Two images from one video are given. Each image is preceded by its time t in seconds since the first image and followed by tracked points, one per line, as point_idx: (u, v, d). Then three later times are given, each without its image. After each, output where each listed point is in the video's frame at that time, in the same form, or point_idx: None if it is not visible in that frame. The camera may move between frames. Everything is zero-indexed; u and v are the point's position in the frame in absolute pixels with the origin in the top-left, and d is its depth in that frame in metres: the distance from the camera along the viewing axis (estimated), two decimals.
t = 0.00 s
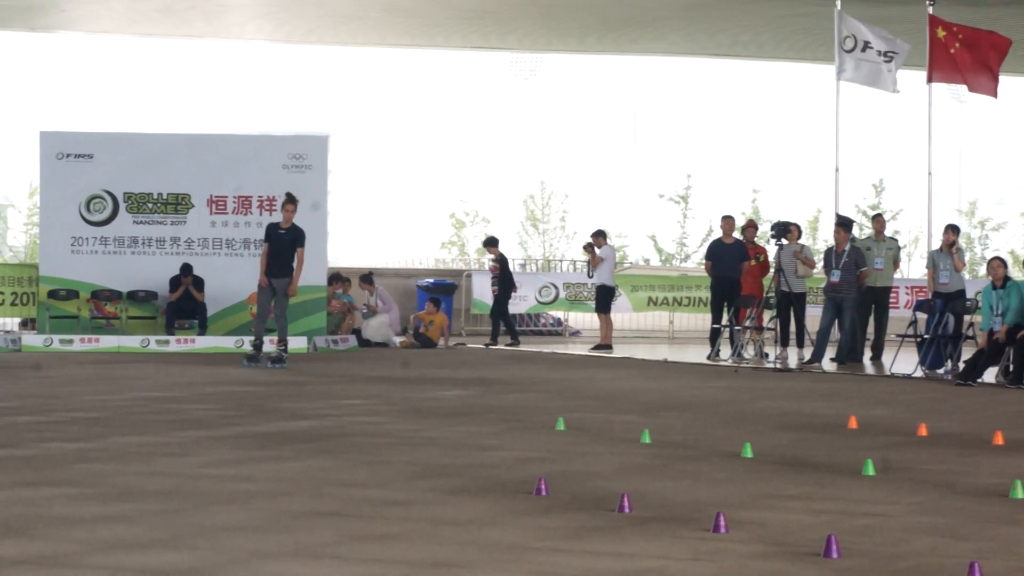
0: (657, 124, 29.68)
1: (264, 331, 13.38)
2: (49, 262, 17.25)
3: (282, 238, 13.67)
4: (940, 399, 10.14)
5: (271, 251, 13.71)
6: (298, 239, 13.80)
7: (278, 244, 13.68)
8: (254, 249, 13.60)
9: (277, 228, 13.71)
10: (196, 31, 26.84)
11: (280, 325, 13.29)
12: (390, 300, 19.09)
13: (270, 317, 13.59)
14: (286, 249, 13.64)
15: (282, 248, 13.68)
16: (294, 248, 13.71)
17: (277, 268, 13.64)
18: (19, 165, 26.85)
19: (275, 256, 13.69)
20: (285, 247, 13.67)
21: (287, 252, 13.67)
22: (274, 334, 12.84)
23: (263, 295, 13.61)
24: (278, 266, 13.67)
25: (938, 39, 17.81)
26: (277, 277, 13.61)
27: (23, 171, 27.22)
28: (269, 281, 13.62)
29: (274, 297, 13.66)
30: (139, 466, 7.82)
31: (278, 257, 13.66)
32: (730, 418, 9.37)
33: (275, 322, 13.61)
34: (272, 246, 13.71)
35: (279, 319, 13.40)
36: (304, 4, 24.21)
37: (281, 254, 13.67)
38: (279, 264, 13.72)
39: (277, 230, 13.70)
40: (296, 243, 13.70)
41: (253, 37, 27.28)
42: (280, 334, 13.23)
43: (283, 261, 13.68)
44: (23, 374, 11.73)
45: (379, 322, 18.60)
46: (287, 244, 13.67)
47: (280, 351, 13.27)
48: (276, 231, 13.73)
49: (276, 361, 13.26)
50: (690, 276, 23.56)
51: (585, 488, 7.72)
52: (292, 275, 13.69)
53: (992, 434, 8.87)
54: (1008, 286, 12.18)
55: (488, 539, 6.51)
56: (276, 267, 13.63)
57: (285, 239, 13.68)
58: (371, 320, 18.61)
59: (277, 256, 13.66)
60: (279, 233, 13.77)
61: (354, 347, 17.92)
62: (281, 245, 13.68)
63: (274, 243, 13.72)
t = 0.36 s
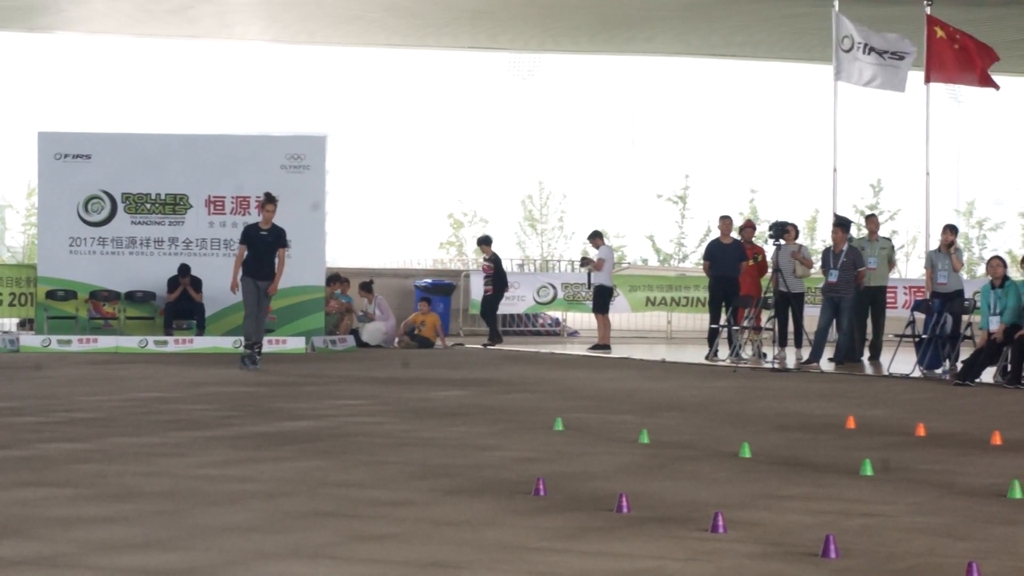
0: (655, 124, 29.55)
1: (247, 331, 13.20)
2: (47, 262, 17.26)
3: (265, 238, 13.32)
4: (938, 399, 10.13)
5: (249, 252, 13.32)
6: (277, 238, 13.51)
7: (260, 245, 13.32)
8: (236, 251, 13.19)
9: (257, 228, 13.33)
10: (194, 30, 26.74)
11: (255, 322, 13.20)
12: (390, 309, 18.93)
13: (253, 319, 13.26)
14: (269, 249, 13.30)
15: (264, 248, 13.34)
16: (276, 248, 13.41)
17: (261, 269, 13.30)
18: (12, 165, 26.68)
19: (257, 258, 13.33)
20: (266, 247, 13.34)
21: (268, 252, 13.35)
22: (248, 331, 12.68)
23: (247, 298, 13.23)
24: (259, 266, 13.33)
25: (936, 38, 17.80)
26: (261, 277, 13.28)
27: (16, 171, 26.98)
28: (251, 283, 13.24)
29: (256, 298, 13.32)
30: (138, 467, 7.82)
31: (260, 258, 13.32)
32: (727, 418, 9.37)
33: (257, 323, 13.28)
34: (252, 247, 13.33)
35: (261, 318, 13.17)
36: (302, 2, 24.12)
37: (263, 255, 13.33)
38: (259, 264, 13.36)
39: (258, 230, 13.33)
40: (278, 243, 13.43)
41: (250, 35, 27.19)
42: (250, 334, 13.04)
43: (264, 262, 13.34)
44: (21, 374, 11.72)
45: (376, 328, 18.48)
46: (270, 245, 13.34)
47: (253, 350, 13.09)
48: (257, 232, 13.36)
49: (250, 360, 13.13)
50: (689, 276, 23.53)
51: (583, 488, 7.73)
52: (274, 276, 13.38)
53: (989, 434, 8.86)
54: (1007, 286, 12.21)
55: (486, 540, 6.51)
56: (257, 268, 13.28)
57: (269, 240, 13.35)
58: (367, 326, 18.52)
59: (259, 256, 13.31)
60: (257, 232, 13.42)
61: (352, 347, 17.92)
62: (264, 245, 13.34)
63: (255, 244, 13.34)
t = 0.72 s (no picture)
0: (653, 124, 29.62)
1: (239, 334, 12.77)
2: (45, 262, 17.27)
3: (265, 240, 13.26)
4: (936, 399, 10.12)
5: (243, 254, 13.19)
6: (270, 239, 13.40)
7: (255, 246, 13.20)
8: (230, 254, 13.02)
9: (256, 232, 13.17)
10: (193, 30, 26.83)
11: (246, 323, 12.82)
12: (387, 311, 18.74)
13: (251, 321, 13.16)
14: (263, 251, 13.20)
15: (258, 249, 13.22)
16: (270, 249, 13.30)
17: (257, 271, 13.20)
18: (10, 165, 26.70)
19: (252, 260, 13.21)
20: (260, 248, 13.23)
21: (262, 254, 13.24)
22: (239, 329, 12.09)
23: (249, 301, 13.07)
24: (254, 268, 13.22)
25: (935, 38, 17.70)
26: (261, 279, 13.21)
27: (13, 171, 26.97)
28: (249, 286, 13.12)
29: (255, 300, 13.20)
30: (136, 467, 7.81)
31: (256, 260, 13.21)
32: (726, 418, 9.35)
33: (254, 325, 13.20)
34: (246, 249, 13.19)
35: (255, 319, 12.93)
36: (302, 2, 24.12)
37: (257, 257, 13.22)
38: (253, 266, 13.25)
39: (251, 232, 13.20)
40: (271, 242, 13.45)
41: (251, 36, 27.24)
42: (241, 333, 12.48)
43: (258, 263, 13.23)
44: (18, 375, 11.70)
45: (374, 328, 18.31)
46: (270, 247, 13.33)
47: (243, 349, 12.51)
48: (250, 234, 13.22)
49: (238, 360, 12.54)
50: (687, 276, 23.58)
51: (581, 488, 7.72)
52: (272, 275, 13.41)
53: (988, 434, 8.85)
54: (1008, 286, 12.24)
55: (483, 539, 6.50)
56: (253, 271, 13.18)
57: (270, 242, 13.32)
58: (365, 325, 18.31)
59: (255, 258, 13.18)
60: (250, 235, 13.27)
61: (350, 348, 17.94)
62: (259, 247, 13.22)
63: (249, 246, 13.21)
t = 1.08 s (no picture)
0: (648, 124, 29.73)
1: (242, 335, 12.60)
2: (41, 261, 17.28)
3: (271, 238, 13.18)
4: (931, 399, 10.13)
5: (249, 254, 12.98)
6: (275, 237, 13.27)
7: (264, 246, 13.04)
8: (242, 254, 12.74)
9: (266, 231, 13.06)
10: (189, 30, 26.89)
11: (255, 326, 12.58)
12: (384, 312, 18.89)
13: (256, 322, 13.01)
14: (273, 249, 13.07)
15: (267, 248, 13.08)
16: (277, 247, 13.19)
17: (265, 271, 13.06)
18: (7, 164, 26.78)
19: (261, 259, 13.04)
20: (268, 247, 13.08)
21: (269, 253, 13.09)
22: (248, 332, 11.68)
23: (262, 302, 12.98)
24: (262, 267, 13.07)
25: (928, 38, 17.81)
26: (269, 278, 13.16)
27: (9, 170, 27.02)
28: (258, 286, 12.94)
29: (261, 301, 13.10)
30: (131, 467, 7.82)
31: (263, 260, 13.05)
32: (721, 417, 9.36)
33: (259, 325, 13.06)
34: (255, 248, 12.99)
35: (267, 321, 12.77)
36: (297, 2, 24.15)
37: (265, 256, 13.06)
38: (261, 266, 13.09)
39: (261, 231, 13.02)
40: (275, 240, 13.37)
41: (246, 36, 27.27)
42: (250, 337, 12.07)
43: (265, 263, 13.09)
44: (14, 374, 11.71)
45: (368, 326, 18.41)
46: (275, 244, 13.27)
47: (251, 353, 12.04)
48: (260, 233, 13.04)
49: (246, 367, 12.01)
50: (681, 275, 23.56)
51: (577, 488, 7.73)
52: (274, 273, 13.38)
53: (983, 434, 8.85)
54: (1002, 285, 12.22)
55: (478, 539, 6.51)
56: (261, 271, 13.01)
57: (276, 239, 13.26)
58: (360, 324, 18.47)
59: (263, 258, 13.02)
60: (259, 233, 13.10)
61: (345, 348, 17.95)
62: (268, 246, 13.07)
63: (259, 245, 13.04)
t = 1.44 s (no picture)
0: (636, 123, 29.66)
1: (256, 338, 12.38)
2: (27, 261, 17.26)
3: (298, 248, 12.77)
4: (918, 397, 10.14)
5: (276, 258, 12.70)
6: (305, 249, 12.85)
7: (292, 254, 12.74)
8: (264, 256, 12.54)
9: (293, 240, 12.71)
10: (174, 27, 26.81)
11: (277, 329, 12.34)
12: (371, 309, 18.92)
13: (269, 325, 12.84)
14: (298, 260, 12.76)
15: (294, 257, 12.77)
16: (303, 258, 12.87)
17: (287, 279, 12.78)
18: None
19: (285, 267, 12.77)
20: (295, 257, 12.77)
21: (294, 262, 12.79)
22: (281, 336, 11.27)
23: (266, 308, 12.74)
24: (282, 274, 12.76)
25: (914, 37, 17.75)
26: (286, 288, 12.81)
27: None
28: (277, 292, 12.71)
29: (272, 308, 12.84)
30: (119, 466, 7.81)
31: (287, 267, 12.78)
32: (708, 416, 9.35)
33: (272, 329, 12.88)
34: (283, 254, 12.70)
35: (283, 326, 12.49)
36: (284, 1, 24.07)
37: (290, 263, 12.77)
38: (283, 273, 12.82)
39: (293, 241, 12.70)
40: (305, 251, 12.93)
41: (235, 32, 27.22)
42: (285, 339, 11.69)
43: (290, 271, 12.81)
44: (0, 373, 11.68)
45: (355, 324, 18.38)
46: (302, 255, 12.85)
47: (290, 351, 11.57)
48: (291, 241, 12.71)
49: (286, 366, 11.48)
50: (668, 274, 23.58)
51: (564, 487, 7.74)
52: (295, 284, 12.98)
53: (969, 432, 8.87)
54: (990, 285, 12.18)
55: (465, 538, 6.51)
56: (283, 279, 12.73)
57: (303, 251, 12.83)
58: (346, 323, 18.43)
59: (286, 265, 12.74)
60: (291, 241, 12.76)
61: (333, 347, 17.90)
62: (295, 256, 12.77)
63: (286, 252, 12.73)
